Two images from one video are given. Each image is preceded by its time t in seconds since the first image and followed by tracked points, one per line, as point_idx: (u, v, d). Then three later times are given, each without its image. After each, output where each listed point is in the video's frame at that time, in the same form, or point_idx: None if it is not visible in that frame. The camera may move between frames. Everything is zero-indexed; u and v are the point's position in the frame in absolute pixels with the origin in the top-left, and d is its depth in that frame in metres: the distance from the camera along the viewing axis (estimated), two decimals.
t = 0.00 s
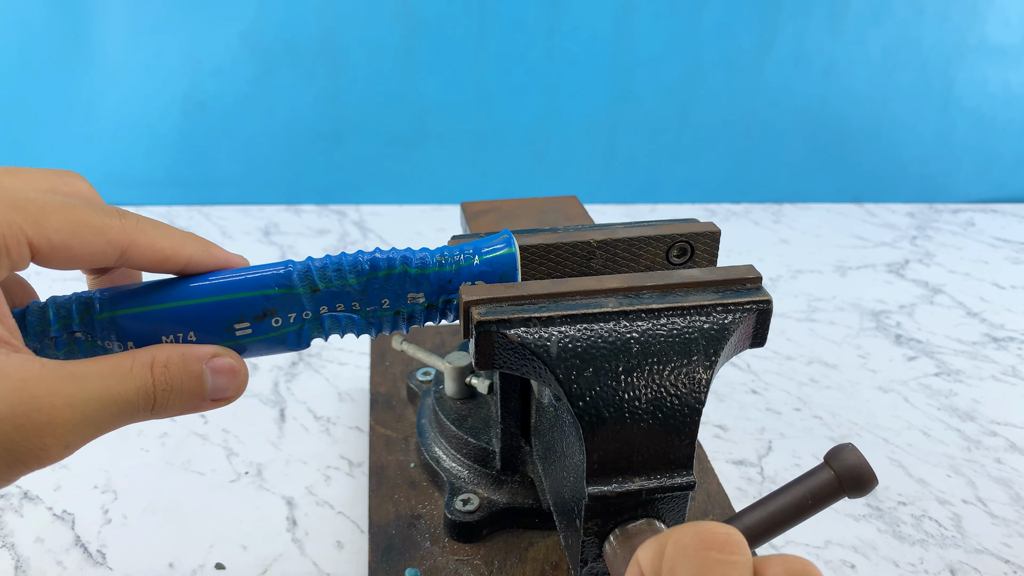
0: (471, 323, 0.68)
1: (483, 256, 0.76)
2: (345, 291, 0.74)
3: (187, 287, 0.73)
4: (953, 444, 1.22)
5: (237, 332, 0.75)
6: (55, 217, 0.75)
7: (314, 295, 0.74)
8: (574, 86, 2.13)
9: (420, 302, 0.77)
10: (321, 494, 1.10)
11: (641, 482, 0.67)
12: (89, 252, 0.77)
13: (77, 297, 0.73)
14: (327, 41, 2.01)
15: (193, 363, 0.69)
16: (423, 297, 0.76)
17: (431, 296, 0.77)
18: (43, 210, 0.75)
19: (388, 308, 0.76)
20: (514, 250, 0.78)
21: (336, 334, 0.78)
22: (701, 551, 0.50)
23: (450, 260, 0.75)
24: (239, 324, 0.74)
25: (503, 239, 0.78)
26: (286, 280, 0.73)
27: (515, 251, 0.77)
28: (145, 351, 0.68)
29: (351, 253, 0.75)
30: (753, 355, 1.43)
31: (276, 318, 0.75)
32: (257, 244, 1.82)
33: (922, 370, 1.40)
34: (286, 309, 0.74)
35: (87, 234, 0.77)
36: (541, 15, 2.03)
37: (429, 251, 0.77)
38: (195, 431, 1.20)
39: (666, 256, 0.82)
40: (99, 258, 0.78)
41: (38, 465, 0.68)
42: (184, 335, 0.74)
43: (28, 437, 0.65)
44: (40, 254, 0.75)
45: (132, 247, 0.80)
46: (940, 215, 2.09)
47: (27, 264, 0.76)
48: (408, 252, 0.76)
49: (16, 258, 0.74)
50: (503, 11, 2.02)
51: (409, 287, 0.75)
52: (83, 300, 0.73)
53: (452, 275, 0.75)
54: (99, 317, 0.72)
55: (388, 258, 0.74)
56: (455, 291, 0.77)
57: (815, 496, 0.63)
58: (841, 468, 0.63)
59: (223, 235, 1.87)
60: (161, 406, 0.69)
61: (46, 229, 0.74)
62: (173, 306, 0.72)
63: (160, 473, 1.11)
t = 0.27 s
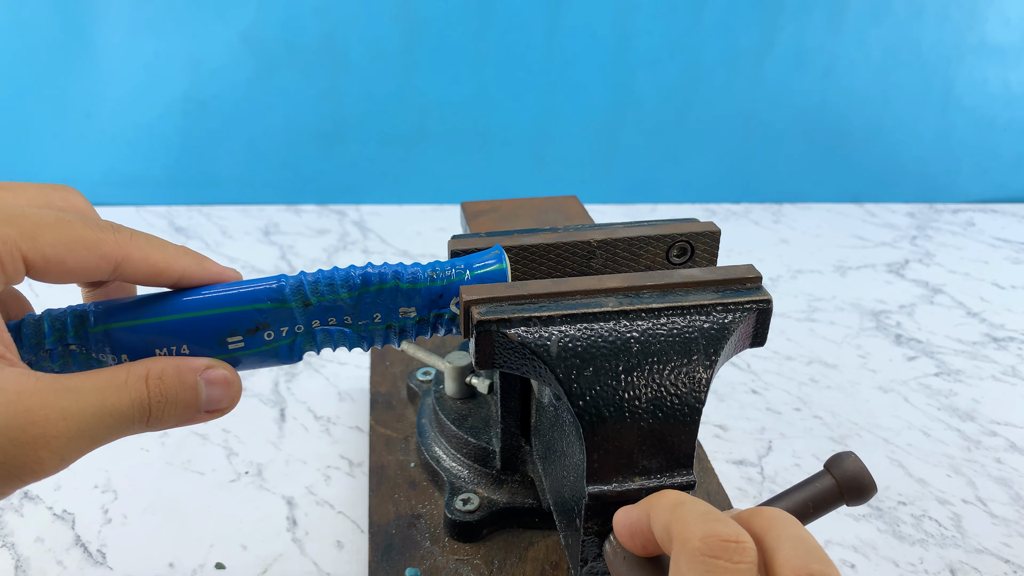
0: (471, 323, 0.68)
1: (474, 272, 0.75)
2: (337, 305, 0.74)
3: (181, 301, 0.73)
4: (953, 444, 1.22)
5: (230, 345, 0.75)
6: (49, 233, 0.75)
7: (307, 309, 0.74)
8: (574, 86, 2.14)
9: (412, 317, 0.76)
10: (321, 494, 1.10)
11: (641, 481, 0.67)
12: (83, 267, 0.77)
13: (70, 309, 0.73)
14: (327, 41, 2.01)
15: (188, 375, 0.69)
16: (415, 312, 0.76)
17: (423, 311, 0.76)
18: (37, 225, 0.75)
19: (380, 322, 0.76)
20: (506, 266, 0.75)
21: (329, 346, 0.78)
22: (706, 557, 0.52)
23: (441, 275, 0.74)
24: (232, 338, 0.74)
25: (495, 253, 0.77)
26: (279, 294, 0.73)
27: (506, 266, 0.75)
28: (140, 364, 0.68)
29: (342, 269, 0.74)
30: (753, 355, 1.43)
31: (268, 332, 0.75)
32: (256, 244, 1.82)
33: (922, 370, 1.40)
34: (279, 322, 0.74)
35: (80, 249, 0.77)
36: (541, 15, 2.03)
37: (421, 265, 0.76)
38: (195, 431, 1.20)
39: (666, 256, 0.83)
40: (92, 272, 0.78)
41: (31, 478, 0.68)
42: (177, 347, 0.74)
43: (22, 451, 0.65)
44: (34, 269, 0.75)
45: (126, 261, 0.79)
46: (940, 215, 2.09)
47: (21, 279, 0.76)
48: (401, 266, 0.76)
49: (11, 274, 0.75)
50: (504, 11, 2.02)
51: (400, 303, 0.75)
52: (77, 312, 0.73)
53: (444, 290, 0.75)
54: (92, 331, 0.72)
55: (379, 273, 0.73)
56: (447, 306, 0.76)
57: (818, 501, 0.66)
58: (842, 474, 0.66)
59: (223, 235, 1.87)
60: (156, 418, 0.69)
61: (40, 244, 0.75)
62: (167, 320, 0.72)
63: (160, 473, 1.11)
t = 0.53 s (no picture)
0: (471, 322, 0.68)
1: (466, 263, 0.76)
2: (329, 297, 0.74)
3: (172, 295, 0.73)
4: (953, 444, 1.22)
5: (222, 339, 0.75)
6: (37, 226, 0.75)
7: (298, 302, 0.74)
8: (575, 87, 2.14)
9: (404, 309, 0.77)
10: (321, 494, 1.10)
11: (641, 481, 0.67)
12: (71, 261, 0.77)
13: (60, 305, 0.73)
14: (327, 41, 2.02)
15: (179, 369, 0.69)
16: (407, 303, 0.76)
17: (415, 303, 0.77)
18: (24, 219, 0.75)
19: (372, 315, 0.76)
20: (498, 256, 0.77)
21: (322, 340, 0.78)
22: (712, 558, 0.52)
23: (433, 267, 0.75)
24: (223, 332, 0.74)
25: (488, 245, 0.78)
26: (270, 286, 0.73)
27: (499, 258, 0.76)
28: (130, 359, 0.68)
29: (334, 260, 0.75)
30: (752, 355, 1.43)
31: (260, 325, 0.75)
32: (256, 244, 1.82)
33: (922, 370, 1.40)
34: (270, 316, 0.75)
35: (69, 243, 0.77)
36: (542, 15, 2.03)
37: (413, 258, 0.77)
38: (194, 431, 1.20)
39: (666, 256, 0.83)
40: (81, 265, 0.78)
41: (21, 476, 0.67)
42: (168, 342, 0.74)
43: (12, 448, 0.65)
44: (22, 263, 0.75)
45: (115, 255, 0.80)
46: (940, 215, 2.09)
47: (10, 273, 0.76)
48: (393, 258, 0.76)
49: None
50: (504, 11, 2.02)
51: (392, 294, 0.75)
52: (66, 307, 0.73)
53: (436, 281, 0.75)
54: (83, 326, 0.72)
55: (370, 264, 0.74)
56: (440, 298, 0.76)
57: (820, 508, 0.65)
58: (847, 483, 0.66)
59: (223, 235, 1.87)
60: (147, 413, 0.69)
61: (28, 239, 0.74)
62: (157, 313, 0.73)
63: (160, 473, 1.11)
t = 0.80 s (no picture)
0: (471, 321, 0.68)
1: (465, 259, 0.76)
2: (328, 293, 0.74)
3: (171, 291, 0.73)
4: (953, 444, 1.22)
5: (221, 335, 0.75)
6: (36, 223, 0.75)
7: (297, 298, 0.74)
8: (574, 87, 2.14)
9: (403, 304, 0.77)
10: (321, 494, 1.10)
11: (641, 479, 0.67)
12: (71, 257, 0.77)
13: (60, 300, 0.73)
14: (327, 41, 2.01)
15: (178, 364, 0.69)
16: (406, 299, 0.76)
17: (415, 299, 0.77)
18: (24, 216, 0.75)
19: (371, 310, 0.76)
20: (497, 251, 0.77)
21: (321, 336, 0.78)
22: (724, 557, 0.57)
23: (432, 262, 0.75)
24: (222, 328, 0.74)
25: (487, 241, 0.78)
26: (269, 282, 0.73)
27: (498, 254, 0.76)
28: (130, 355, 0.68)
29: (333, 257, 0.75)
30: (752, 355, 1.43)
31: (260, 321, 0.75)
32: (256, 244, 1.82)
33: (922, 370, 1.40)
34: (270, 312, 0.75)
35: (68, 239, 0.77)
36: (541, 15, 2.03)
37: (412, 253, 0.77)
38: (195, 431, 1.20)
39: (666, 255, 0.83)
40: (81, 262, 0.78)
41: (22, 472, 0.68)
42: (167, 338, 0.74)
43: (13, 445, 0.65)
44: (22, 260, 0.75)
45: (115, 252, 0.79)
46: (940, 215, 2.09)
47: (11, 271, 0.77)
48: (392, 255, 0.76)
49: None
50: (504, 11, 2.02)
51: (391, 290, 0.75)
52: (66, 302, 0.73)
53: (435, 277, 0.75)
54: (82, 321, 0.72)
55: (370, 260, 0.74)
56: (439, 293, 0.76)
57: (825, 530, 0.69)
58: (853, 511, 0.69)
59: (223, 235, 1.87)
60: (147, 409, 0.69)
61: (26, 236, 0.75)
62: (155, 309, 0.73)
63: (160, 473, 1.11)
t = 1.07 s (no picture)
0: (476, 320, 0.68)
1: (466, 258, 0.76)
2: (329, 294, 0.74)
3: (173, 293, 0.73)
4: (953, 444, 1.22)
5: (223, 335, 0.75)
6: (37, 226, 0.75)
7: (298, 299, 0.74)
8: (574, 87, 2.14)
9: (405, 304, 0.77)
10: (321, 493, 1.10)
11: (645, 479, 0.67)
12: (72, 259, 0.77)
13: (61, 303, 0.74)
14: (327, 41, 2.01)
15: (180, 366, 0.69)
16: (408, 299, 0.76)
17: (416, 299, 0.77)
18: (24, 219, 0.75)
19: (372, 311, 0.76)
20: (498, 250, 0.77)
21: (323, 337, 0.78)
22: (757, 526, 0.59)
23: (433, 262, 0.75)
24: (224, 329, 0.74)
25: (488, 240, 0.78)
26: (270, 283, 0.73)
27: (499, 252, 0.77)
28: (131, 357, 0.68)
29: (334, 257, 0.75)
30: (753, 355, 1.43)
31: (261, 322, 0.75)
32: (256, 244, 1.82)
33: (922, 370, 1.40)
34: (271, 313, 0.75)
35: (69, 242, 0.77)
36: (541, 15, 2.03)
37: (413, 254, 0.77)
38: (195, 431, 1.20)
39: (666, 256, 0.83)
40: (82, 264, 0.78)
41: (23, 475, 0.68)
42: (169, 339, 0.74)
43: (14, 448, 0.65)
44: (23, 263, 0.75)
45: (116, 254, 0.80)
46: (940, 215, 2.09)
47: (10, 273, 0.76)
48: (393, 255, 0.76)
49: None
50: (504, 11, 2.02)
51: (393, 290, 0.75)
52: (67, 305, 0.73)
53: (437, 277, 0.75)
54: (83, 324, 0.73)
55: (370, 260, 0.74)
56: (441, 293, 0.76)
57: None
58: None
59: (223, 235, 1.87)
60: (148, 411, 0.69)
61: (27, 238, 0.74)
62: (156, 311, 0.73)
63: (160, 473, 1.11)
